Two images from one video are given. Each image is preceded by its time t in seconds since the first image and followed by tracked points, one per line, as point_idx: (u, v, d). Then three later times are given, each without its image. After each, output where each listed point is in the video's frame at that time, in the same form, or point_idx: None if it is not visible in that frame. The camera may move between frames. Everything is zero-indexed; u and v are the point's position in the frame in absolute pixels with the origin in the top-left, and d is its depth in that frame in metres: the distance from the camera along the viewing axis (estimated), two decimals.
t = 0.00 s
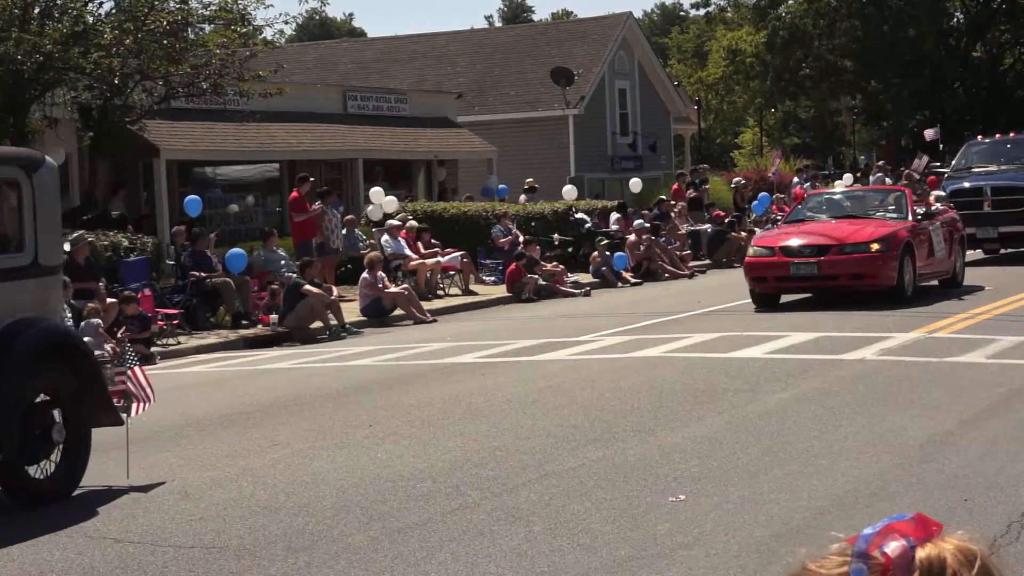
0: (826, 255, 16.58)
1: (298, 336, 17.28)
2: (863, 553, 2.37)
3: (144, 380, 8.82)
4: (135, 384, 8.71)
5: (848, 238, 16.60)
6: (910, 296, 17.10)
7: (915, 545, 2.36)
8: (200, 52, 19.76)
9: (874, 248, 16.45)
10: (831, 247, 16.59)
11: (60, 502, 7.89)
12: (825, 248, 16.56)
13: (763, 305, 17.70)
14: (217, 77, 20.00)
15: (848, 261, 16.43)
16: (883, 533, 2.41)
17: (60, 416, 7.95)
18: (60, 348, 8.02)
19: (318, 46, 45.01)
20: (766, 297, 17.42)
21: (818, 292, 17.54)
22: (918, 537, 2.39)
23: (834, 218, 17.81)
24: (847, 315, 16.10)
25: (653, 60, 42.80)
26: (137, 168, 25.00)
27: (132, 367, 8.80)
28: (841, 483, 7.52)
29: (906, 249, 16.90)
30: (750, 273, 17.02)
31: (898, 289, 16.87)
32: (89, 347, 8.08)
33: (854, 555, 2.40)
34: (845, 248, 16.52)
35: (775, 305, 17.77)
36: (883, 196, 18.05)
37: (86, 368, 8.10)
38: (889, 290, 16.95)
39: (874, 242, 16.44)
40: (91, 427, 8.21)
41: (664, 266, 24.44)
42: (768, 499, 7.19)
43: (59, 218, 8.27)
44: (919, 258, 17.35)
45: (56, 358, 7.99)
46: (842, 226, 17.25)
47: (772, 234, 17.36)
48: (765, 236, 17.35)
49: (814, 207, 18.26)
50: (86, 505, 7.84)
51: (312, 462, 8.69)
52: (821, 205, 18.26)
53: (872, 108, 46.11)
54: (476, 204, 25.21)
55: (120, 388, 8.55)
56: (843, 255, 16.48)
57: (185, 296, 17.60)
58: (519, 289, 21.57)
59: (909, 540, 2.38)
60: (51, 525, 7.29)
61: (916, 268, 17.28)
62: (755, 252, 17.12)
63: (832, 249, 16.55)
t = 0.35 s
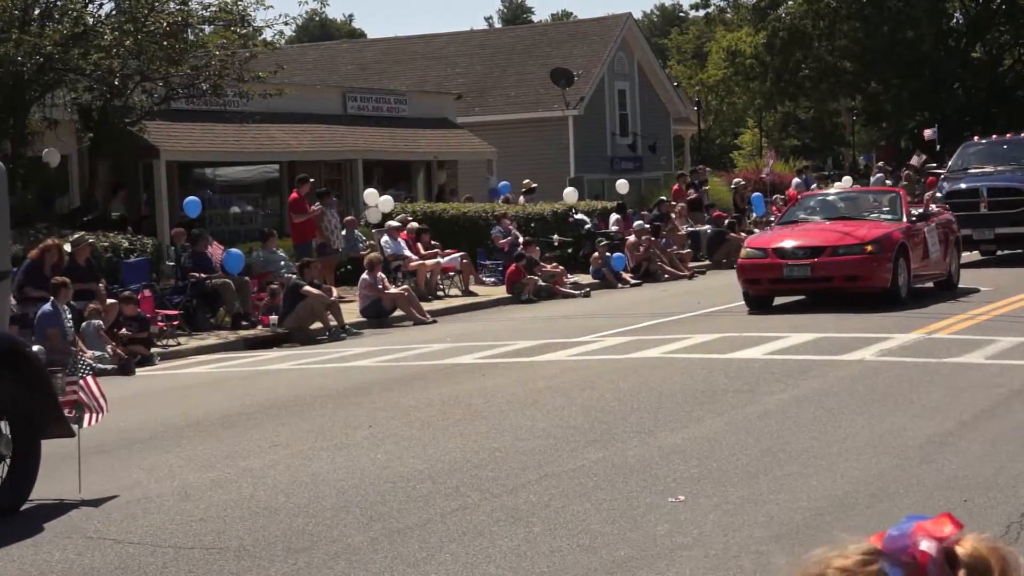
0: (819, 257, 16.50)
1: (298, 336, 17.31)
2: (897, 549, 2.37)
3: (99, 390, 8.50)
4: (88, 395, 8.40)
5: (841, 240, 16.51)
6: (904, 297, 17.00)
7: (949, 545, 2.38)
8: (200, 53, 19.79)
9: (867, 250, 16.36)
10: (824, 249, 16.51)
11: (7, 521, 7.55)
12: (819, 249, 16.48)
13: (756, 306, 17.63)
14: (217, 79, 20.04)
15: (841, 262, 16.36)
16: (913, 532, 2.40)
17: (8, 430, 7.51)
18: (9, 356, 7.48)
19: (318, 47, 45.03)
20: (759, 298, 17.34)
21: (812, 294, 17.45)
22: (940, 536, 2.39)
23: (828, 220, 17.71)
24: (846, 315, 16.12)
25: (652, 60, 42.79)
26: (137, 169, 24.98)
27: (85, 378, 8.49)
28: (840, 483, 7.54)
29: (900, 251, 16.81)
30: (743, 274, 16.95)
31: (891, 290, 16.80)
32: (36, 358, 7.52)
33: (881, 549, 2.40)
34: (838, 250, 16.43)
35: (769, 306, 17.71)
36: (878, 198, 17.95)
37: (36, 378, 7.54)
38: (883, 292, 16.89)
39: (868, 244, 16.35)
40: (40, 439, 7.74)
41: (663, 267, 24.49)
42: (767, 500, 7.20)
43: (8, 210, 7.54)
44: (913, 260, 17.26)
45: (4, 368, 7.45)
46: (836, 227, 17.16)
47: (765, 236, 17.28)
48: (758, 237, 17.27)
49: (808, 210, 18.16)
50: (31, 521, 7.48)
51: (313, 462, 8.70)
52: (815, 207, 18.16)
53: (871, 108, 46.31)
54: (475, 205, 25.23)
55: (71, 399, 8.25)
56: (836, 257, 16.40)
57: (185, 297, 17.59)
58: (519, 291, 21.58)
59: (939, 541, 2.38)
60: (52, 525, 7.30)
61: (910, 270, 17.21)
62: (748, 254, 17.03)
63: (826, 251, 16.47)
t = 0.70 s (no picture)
0: (810, 259, 16.24)
1: (298, 336, 17.31)
2: (903, 552, 2.33)
3: (49, 400, 8.21)
4: (37, 406, 8.12)
5: (833, 242, 16.26)
6: (895, 300, 16.82)
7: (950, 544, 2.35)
8: (199, 54, 19.81)
9: (859, 253, 16.13)
10: (815, 252, 16.25)
11: None
12: (810, 252, 16.23)
13: (747, 309, 17.38)
14: (216, 80, 20.04)
15: (832, 265, 16.11)
16: (919, 530, 2.36)
17: None
18: None
19: (317, 48, 45.04)
20: (749, 301, 17.09)
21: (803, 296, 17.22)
22: (939, 536, 2.35)
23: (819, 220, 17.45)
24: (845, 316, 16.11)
25: (652, 61, 42.75)
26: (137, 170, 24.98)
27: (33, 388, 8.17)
28: (841, 484, 7.53)
29: (893, 252, 16.59)
30: (733, 277, 16.68)
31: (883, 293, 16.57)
32: None
33: (889, 554, 2.35)
34: (830, 252, 16.19)
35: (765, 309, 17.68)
36: (870, 199, 17.68)
37: None
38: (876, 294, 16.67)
39: (860, 246, 16.12)
40: None
41: (662, 268, 24.48)
42: (767, 501, 7.19)
43: None
44: (905, 264, 17.06)
45: None
46: (828, 229, 16.90)
47: (756, 238, 17.01)
48: (749, 240, 17.01)
49: (799, 210, 17.87)
50: None
51: (313, 463, 8.69)
52: (806, 208, 17.86)
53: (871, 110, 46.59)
54: (475, 206, 25.22)
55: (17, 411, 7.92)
56: (828, 260, 16.15)
57: (185, 297, 17.64)
58: (519, 292, 21.55)
59: (942, 541, 2.34)
60: (50, 526, 7.30)
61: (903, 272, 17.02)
62: (739, 256, 16.77)
63: (816, 253, 16.22)
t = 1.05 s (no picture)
0: (801, 261, 15.94)
1: (298, 336, 17.28)
2: (895, 550, 2.33)
3: None
4: None
5: (824, 243, 15.97)
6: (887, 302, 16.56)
7: (942, 536, 2.39)
8: (199, 54, 19.83)
9: (851, 254, 15.86)
10: (806, 253, 15.95)
11: None
12: (801, 253, 15.92)
13: (737, 312, 17.09)
14: (216, 79, 20.05)
15: (824, 267, 15.81)
16: (909, 529, 2.37)
17: None
18: None
19: (317, 48, 45.05)
20: (739, 304, 16.79)
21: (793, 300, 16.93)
22: (930, 529, 2.38)
23: (811, 223, 17.17)
24: (843, 315, 16.11)
25: (652, 61, 42.75)
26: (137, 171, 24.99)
27: None
28: (841, 484, 7.54)
29: (885, 254, 16.33)
30: (723, 279, 16.38)
31: (875, 295, 16.31)
32: None
33: (883, 549, 2.36)
34: (821, 254, 15.89)
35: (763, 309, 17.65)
36: (863, 200, 17.41)
37: None
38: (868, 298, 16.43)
39: (851, 248, 15.85)
40: None
41: (662, 268, 24.47)
42: (766, 502, 7.19)
43: None
44: (898, 265, 16.81)
45: None
46: (819, 230, 16.62)
47: (745, 240, 16.71)
48: (738, 241, 16.70)
49: (791, 212, 17.60)
50: None
51: (312, 464, 8.69)
52: (798, 211, 17.61)
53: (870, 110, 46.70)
54: (474, 207, 25.24)
55: None
56: (819, 261, 15.85)
57: (185, 298, 17.64)
58: (518, 292, 21.55)
59: (934, 536, 2.38)
60: (51, 526, 7.30)
61: (895, 274, 16.77)
62: (728, 258, 16.45)
63: (807, 255, 15.92)
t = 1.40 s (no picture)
0: (791, 263, 15.68)
1: (298, 337, 17.24)
2: (896, 547, 2.33)
3: None
4: None
5: (814, 245, 15.71)
6: (878, 305, 16.31)
7: (942, 530, 2.38)
8: (199, 54, 19.83)
9: (841, 257, 15.60)
10: (796, 255, 15.69)
11: None
12: (790, 255, 15.66)
13: (724, 315, 16.81)
14: (216, 79, 20.05)
15: (813, 269, 15.54)
16: (908, 526, 2.36)
17: None
18: None
19: (317, 49, 45.03)
20: (727, 306, 16.54)
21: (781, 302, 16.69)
22: (928, 524, 2.37)
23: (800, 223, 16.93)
24: (843, 316, 16.09)
25: (652, 61, 42.73)
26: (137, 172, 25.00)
27: None
28: (841, 484, 7.53)
29: (875, 257, 16.08)
30: (711, 281, 16.12)
31: (865, 298, 16.04)
32: None
33: (886, 546, 2.36)
34: (810, 256, 15.64)
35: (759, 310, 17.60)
36: (853, 202, 17.18)
37: None
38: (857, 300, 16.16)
39: (841, 250, 15.59)
40: None
41: (662, 268, 24.47)
42: (767, 502, 7.18)
43: None
44: (888, 266, 16.57)
45: None
46: (810, 231, 16.36)
47: (734, 241, 16.45)
48: (727, 242, 16.43)
49: (780, 213, 17.35)
50: None
51: (312, 464, 8.68)
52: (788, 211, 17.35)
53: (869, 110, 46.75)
54: (474, 207, 25.25)
55: None
56: (809, 264, 15.59)
57: (185, 298, 17.55)
58: (519, 292, 21.56)
59: (932, 531, 2.37)
60: (51, 526, 7.30)
61: (886, 276, 16.53)
62: (717, 260, 16.19)
63: (797, 257, 15.65)
